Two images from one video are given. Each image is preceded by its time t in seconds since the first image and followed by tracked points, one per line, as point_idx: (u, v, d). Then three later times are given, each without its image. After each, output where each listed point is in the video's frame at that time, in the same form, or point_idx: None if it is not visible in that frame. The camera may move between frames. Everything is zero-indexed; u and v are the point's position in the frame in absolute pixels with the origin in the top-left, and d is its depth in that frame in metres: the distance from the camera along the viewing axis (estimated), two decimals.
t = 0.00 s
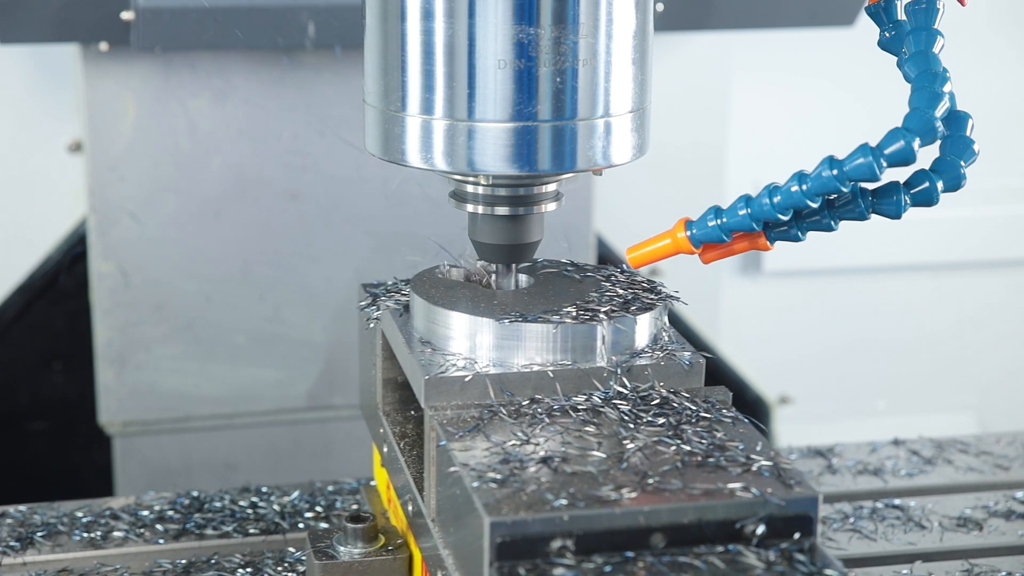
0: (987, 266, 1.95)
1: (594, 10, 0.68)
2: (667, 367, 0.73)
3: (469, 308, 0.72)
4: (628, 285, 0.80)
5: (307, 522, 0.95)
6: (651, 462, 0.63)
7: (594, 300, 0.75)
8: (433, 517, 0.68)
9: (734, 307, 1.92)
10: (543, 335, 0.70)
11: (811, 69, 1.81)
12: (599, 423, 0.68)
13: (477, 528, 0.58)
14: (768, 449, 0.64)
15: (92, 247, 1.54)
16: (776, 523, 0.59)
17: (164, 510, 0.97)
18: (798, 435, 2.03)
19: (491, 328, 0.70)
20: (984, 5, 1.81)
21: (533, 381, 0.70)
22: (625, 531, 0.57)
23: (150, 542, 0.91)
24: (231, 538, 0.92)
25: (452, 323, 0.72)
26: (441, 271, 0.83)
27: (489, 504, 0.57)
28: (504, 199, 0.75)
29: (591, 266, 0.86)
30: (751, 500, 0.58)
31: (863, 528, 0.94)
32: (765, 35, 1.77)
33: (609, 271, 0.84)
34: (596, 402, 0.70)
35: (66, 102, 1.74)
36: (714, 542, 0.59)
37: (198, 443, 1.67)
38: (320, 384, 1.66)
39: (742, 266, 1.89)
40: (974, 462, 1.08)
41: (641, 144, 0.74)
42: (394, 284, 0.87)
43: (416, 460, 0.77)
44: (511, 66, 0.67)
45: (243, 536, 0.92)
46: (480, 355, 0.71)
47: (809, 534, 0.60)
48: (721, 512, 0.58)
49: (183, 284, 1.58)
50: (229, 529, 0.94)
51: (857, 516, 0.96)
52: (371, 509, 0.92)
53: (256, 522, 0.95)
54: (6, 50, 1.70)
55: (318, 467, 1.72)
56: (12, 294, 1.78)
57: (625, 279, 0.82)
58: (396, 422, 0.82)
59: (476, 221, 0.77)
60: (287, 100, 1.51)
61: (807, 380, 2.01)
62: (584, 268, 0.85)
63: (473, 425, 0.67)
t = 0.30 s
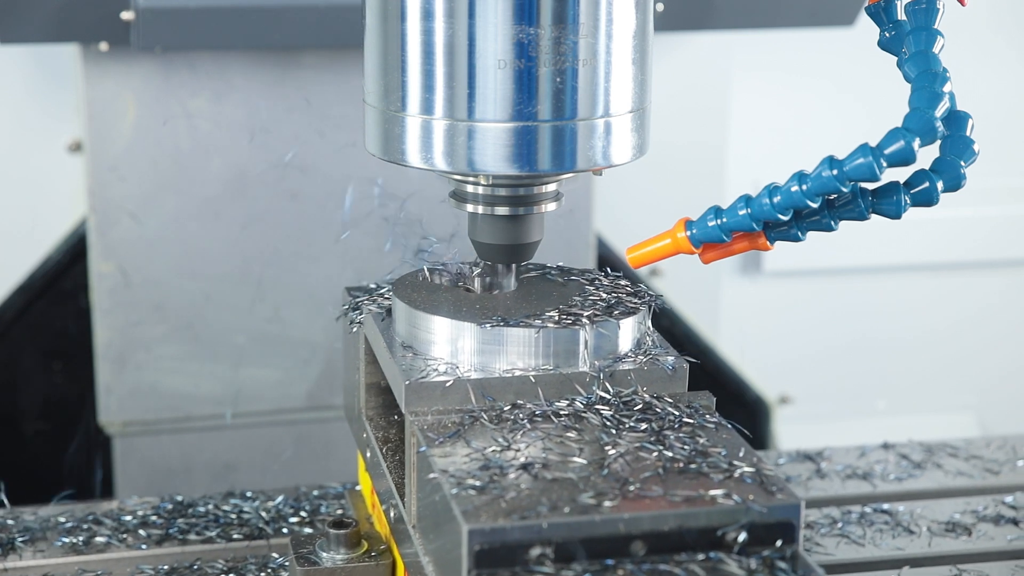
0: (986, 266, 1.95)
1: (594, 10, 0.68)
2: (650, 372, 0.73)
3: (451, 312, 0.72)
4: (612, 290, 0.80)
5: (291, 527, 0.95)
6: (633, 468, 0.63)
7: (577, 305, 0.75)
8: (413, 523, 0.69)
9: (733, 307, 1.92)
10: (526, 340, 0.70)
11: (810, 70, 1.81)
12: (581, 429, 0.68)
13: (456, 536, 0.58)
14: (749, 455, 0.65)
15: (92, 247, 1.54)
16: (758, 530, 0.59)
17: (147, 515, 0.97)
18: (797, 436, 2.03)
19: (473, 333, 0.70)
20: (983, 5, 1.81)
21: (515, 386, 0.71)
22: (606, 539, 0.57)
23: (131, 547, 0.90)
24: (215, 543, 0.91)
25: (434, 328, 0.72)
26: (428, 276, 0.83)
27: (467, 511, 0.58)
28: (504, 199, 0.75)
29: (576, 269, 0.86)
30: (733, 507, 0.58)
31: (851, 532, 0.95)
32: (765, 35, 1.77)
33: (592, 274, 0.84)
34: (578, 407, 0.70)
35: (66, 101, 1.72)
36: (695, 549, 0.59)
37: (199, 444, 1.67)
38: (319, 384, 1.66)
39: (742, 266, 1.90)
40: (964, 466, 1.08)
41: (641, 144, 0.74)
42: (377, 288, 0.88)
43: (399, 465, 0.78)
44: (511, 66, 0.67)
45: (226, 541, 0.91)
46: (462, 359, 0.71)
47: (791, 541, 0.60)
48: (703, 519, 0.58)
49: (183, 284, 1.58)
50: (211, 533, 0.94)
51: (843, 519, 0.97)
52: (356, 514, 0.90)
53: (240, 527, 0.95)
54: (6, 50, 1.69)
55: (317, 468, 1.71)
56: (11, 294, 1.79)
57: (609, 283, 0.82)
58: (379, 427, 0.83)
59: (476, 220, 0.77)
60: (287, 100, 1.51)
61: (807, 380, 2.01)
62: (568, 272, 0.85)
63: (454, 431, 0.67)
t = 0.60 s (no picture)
0: (986, 266, 1.95)
1: (594, 10, 0.68)
2: (653, 380, 0.73)
3: (450, 318, 0.72)
4: (612, 296, 0.80)
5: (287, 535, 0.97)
6: (634, 478, 0.63)
7: (577, 311, 0.75)
8: (412, 533, 0.69)
9: (734, 307, 1.92)
10: (525, 347, 0.70)
11: (811, 69, 1.81)
12: (582, 437, 0.68)
13: (456, 545, 0.58)
14: (752, 464, 0.65)
15: (92, 247, 1.54)
16: (762, 541, 0.59)
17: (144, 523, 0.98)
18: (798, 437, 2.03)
19: (472, 339, 0.70)
20: (984, 5, 1.81)
21: (515, 394, 0.70)
22: (606, 551, 0.57)
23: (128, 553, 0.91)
24: (212, 551, 0.92)
25: (432, 334, 0.72)
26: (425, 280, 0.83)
27: (466, 522, 0.58)
28: (504, 199, 0.75)
29: (577, 275, 0.86)
30: (736, 517, 0.58)
31: (854, 540, 0.95)
32: (765, 35, 1.77)
33: (592, 280, 0.84)
34: (579, 415, 0.70)
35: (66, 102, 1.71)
36: (697, 561, 0.59)
37: (198, 444, 1.67)
38: (320, 384, 1.66)
39: (742, 265, 1.89)
40: (968, 473, 1.09)
41: (641, 144, 0.74)
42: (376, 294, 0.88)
43: (396, 472, 0.78)
44: (511, 66, 0.67)
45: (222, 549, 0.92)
46: (461, 367, 0.71)
47: (795, 553, 0.59)
48: (705, 530, 0.58)
49: (183, 284, 1.58)
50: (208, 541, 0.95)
51: (845, 528, 0.97)
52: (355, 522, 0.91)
53: (236, 535, 0.96)
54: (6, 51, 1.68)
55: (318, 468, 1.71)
56: (11, 294, 1.80)
57: (611, 288, 0.82)
58: (377, 434, 0.83)
59: (476, 220, 0.77)
60: (287, 99, 1.51)
61: (807, 380, 2.01)
62: (569, 277, 0.85)
63: (453, 439, 0.67)
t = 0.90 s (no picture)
0: (986, 266, 1.95)
1: (594, 10, 0.68)
2: (665, 382, 0.73)
3: (461, 321, 0.72)
4: (624, 298, 0.80)
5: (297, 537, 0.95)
6: (648, 481, 0.63)
7: (590, 314, 0.75)
8: (424, 536, 0.69)
9: (735, 307, 1.92)
10: (538, 350, 0.70)
11: (811, 69, 1.81)
12: (595, 440, 0.68)
13: (469, 547, 0.58)
14: (766, 468, 0.65)
15: (92, 247, 1.54)
16: (777, 545, 0.59)
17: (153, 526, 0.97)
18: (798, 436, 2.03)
19: (483, 342, 0.70)
20: (984, 5, 1.81)
21: (527, 396, 0.70)
22: (621, 553, 0.58)
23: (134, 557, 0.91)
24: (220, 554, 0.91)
25: (443, 337, 0.72)
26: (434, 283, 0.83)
27: (481, 525, 0.58)
28: (503, 199, 0.75)
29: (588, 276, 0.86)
30: (751, 522, 0.58)
31: (863, 543, 0.94)
32: (765, 35, 1.77)
33: (603, 282, 0.84)
34: (591, 419, 0.70)
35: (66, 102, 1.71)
36: (712, 564, 0.59)
37: (199, 444, 1.67)
38: (320, 385, 1.66)
39: (742, 265, 1.89)
40: (979, 475, 1.08)
41: (641, 144, 0.74)
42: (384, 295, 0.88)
43: (407, 476, 0.78)
44: (511, 66, 0.67)
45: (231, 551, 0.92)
46: (473, 370, 0.71)
47: (810, 557, 0.60)
48: (720, 534, 0.58)
49: (183, 284, 1.58)
50: (216, 544, 0.94)
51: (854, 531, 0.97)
52: (364, 525, 0.91)
53: (245, 538, 0.95)
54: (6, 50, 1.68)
55: (318, 468, 1.71)
56: (11, 294, 1.80)
57: (623, 290, 0.82)
58: (388, 437, 0.83)
59: (476, 220, 0.77)
60: (287, 100, 1.51)
61: (808, 381, 2.01)
62: (580, 279, 0.85)
63: (465, 443, 0.67)
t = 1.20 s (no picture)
0: (987, 266, 1.95)
1: (594, 10, 0.68)
2: (666, 378, 0.73)
3: (464, 317, 0.72)
4: (626, 294, 0.80)
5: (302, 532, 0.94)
6: (650, 474, 0.63)
7: (591, 310, 0.75)
8: (428, 529, 0.69)
9: (735, 308, 1.93)
10: (540, 345, 0.70)
11: (810, 70, 1.81)
12: (597, 435, 0.68)
13: (473, 541, 0.58)
14: (767, 461, 0.65)
15: (92, 247, 1.54)
16: (777, 537, 0.59)
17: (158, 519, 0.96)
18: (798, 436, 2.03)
19: (486, 338, 0.70)
20: (984, 6, 1.81)
21: (529, 391, 0.71)
22: (622, 547, 0.58)
23: (139, 553, 0.90)
24: (225, 549, 0.91)
25: (446, 332, 0.72)
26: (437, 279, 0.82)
27: (484, 517, 0.58)
28: (504, 199, 0.75)
29: (591, 272, 0.86)
30: (752, 514, 0.58)
31: (864, 537, 0.94)
32: (765, 35, 1.77)
33: (606, 279, 0.84)
34: (593, 413, 0.70)
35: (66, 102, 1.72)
36: (713, 557, 0.59)
37: (199, 444, 1.67)
38: (320, 384, 1.66)
39: (742, 266, 1.90)
40: (978, 471, 1.08)
41: (641, 144, 0.74)
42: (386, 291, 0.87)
43: (411, 470, 0.78)
44: (511, 66, 0.67)
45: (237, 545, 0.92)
46: (475, 365, 0.71)
47: (810, 549, 0.59)
48: (721, 526, 0.58)
49: (183, 284, 1.58)
50: (222, 538, 0.93)
51: (853, 523, 0.97)
52: (368, 519, 0.91)
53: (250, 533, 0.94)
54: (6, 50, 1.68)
55: (318, 468, 1.72)
56: (11, 294, 1.78)
57: (624, 286, 0.82)
58: (391, 432, 0.83)
59: (476, 221, 0.77)
60: (287, 100, 1.51)
61: (807, 381, 2.01)
62: (582, 276, 0.85)
63: (468, 437, 0.67)
